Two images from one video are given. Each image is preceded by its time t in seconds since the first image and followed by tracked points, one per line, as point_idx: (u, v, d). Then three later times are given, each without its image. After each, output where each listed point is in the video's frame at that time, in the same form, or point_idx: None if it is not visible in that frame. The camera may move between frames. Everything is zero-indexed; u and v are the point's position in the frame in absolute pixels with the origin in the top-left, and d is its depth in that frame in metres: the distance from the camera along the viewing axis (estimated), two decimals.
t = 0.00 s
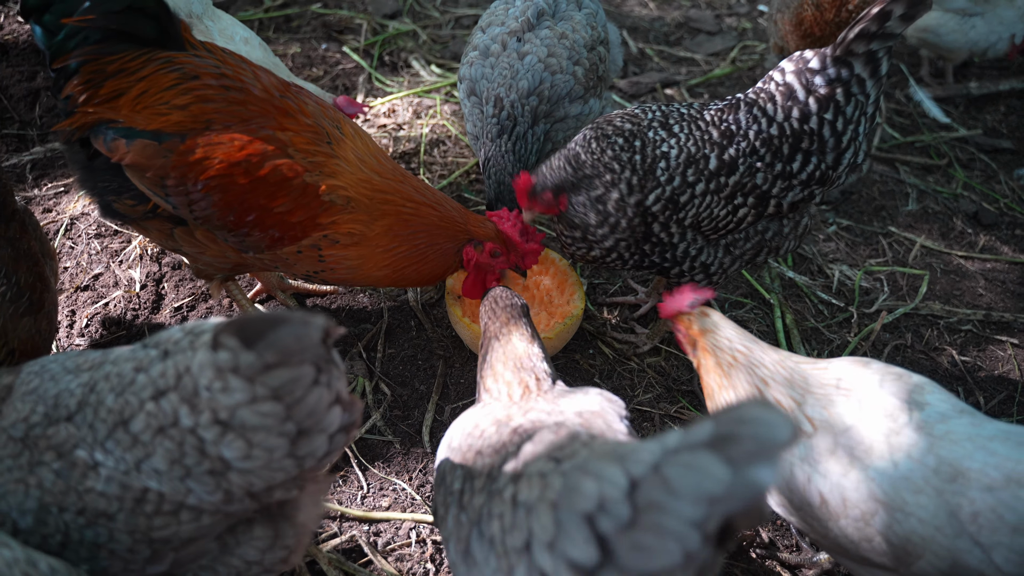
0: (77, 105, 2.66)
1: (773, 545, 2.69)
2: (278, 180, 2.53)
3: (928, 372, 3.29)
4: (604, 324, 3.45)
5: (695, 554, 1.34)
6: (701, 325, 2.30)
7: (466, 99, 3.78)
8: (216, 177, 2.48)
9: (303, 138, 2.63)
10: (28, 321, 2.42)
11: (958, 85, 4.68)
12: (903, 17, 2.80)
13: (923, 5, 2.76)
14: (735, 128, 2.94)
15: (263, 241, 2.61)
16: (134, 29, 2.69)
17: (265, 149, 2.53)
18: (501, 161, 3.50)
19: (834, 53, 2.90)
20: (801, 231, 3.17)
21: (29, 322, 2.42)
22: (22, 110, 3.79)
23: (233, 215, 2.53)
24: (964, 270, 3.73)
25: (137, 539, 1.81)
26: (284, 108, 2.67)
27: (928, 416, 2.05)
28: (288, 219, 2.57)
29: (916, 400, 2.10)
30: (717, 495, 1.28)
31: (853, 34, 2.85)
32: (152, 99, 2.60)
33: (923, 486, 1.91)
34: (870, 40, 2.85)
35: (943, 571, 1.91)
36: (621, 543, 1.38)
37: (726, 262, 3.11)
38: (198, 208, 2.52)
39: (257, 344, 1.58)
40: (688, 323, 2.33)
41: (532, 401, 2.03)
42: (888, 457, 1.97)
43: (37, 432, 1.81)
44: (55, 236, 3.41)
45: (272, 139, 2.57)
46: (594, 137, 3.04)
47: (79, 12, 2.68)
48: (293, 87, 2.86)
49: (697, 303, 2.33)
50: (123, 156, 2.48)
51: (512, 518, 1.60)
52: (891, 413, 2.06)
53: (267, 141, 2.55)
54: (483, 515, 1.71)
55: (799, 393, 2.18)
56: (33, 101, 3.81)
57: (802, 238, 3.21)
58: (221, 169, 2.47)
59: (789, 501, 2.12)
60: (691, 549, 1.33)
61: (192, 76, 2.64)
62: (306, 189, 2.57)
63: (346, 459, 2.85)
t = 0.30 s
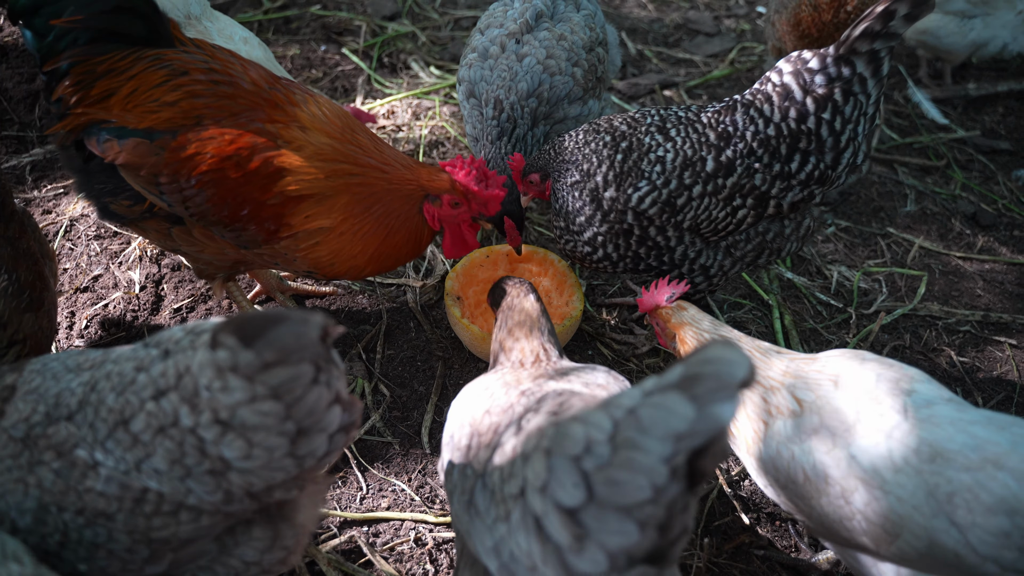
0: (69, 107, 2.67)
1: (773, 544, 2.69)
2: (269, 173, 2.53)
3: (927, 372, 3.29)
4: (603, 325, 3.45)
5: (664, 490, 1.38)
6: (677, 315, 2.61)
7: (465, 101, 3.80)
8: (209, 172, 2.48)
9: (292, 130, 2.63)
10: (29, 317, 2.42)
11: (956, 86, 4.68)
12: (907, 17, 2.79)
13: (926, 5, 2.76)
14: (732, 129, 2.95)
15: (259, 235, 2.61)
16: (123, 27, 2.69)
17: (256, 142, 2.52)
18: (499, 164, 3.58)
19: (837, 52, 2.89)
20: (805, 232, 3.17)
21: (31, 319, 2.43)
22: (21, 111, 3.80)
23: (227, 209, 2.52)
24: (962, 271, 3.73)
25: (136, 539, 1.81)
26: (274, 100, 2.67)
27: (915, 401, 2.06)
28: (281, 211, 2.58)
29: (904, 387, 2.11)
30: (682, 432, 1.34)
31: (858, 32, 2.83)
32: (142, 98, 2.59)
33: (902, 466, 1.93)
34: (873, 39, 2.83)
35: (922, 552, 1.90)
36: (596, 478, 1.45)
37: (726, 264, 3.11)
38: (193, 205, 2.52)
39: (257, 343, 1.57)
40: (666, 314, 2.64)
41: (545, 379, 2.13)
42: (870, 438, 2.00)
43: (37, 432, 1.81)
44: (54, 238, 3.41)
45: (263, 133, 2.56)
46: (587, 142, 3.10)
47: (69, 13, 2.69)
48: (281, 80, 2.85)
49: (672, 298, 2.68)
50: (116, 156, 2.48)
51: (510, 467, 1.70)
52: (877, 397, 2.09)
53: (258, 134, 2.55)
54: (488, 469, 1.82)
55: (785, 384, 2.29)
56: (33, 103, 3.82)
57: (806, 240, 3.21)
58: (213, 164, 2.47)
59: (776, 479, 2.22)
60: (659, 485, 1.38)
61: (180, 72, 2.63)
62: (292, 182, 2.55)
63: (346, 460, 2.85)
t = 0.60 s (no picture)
0: (61, 105, 2.68)
1: (772, 545, 2.69)
2: (258, 165, 2.52)
3: (926, 374, 3.29)
4: (602, 327, 3.45)
5: (642, 464, 1.39)
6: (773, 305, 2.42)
7: (465, 103, 3.86)
8: (198, 166, 2.48)
9: (280, 121, 2.62)
10: (29, 306, 2.42)
11: (955, 88, 4.69)
12: (906, 19, 2.79)
13: (925, 7, 2.75)
14: (727, 131, 2.95)
15: (252, 229, 2.60)
16: (111, 23, 2.68)
17: (244, 135, 2.51)
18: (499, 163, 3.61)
19: (837, 53, 2.89)
20: (805, 235, 3.18)
21: (31, 308, 2.43)
22: (21, 113, 3.80)
23: (218, 204, 2.52)
24: (961, 272, 3.73)
25: (129, 540, 1.81)
26: (263, 93, 2.67)
27: (921, 409, 2.07)
28: (273, 204, 2.57)
29: (912, 395, 2.12)
30: (662, 407, 1.34)
31: (857, 34, 2.84)
32: (132, 93, 2.59)
33: (906, 475, 1.94)
34: (873, 41, 2.84)
35: (923, 560, 1.92)
36: (577, 451, 1.45)
37: (728, 265, 3.09)
38: (184, 200, 2.52)
39: (246, 342, 1.58)
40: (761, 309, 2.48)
41: (548, 363, 2.15)
42: (874, 445, 2.01)
43: (30, 433, 1.82)
44: (53, 239, 3.41)
45: (252, 125, 2.55)
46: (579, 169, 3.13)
47: (57, 12, 2.66)
48: (271, 72, 2.84)
49: (783, 290, 2.49)
50: (109, 154, 2.49)
51: (503, 445, 1.74)
52: (883, 404, 2.09)
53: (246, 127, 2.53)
54: (485, 446, 1.85)
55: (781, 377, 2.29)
56: (32, 104, 3.83)
57: (807, 243, 3.21)
58: (202, 157, 2.47)
59: (778, 483, 2.21)
60: (638, 459, 1.38)
61: (169, 67, 2.62)
62: (278, 175, 2.55)
63: (344, 461, 2.85)
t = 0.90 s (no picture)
0: (54, 107, 2.69)
1: (770, 547, 2.68)
2: (249, 162, 2.51)
3: (925, 375, 3.29)
4: (600, 328, 3.45)
5: (623, 463, 1.38)
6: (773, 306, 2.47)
7: (463, 102, 3.82)
8: (190, 164, 2.47)
9: (271, 116, 2.61)
10: (25, 306, 2.42)
11: (954, 89, 4.69)
12: (902, 25, 2.79)
13: (922, 14, 2.76)
14: (720, 137, 2.96)
15: (246, 227, 2.59)
16: (101, 23, 2.68)
17: (235, 131, 2.50)
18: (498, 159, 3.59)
19: (833, 59, 2.90)
20: (800, 241, 3.16)
21: (28, 308, 2.43)
22: (19, 113, 3.80)
23: (210, 202, 2.52)
24: (959, 274, 3.73)
25: (124, 542, 1.80)
26: (254, 89, 2.66)
27: (928, 424, 2.06)
28: (265, 201, 2.56)
29: (918, 408, 2.11)
30: (639, 405, 1.32)
31: (853, 39, 2.84)
32: (123, 93, 2.59)
33: (908, 489, 1.93)
34: (869, 48, 2.86)
35: None
36: (561, 451, 1.45)
37: (721, 269, 3.09)
38: (177, 199, 2.52)
39: (236, 343, 1.56)
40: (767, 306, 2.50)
41: (544, 360, 2.14)
42: (877, 457, 2.00)
43: (25, 435, 1.81)
44: (51, 239, 3.41)
45: (243, 121, 2.54)
46: (572, 177, 3.20)
47: (45, 13, 2.65)
48: (263, 69, 2.84)
49: (786, 291, 2.50)
50: (102, 155, 2.49)
51: (497, 441, 1.75)
52: (888, 415, 2.08)
53: (237, 123, 2.52)
54: (479, 447, 1.84)
55: (778, 377, 2.30)
56: (30, 105, 3.83)
57: (803, 249, 3.19)
58: (193, 155, 2.46)
59: (779, 491, 2.20)
60: (618, 457, 1.38)
61: (160, 65, 2.62)
62: (272, 170, 2.53)
63: (342, 463, 2.84)
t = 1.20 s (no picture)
0: (49, 110, 2.69)
1: (769, 547, 2.69)
2: (244, 160, 2.51)
3: (923, 376, 3.30)
4: (599, 329, 3.45)
5: (615, 450, 1.39)
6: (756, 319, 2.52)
7: (462, 112, 3.80)
8: (185, 164, 2.47)
9: (265, 114, 2.62)
10: (25, 314, 2.42)
11: (953, 90, 4.69)
12: (896, 29, 2.74)
13: (916, 19, 2.71)
14: (714, 140, 2.97)
15: (243, 225, 2.59)
16: (95, 25, 2.68)
17: (229, 130, 2.51)
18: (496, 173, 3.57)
19: (827, 63, 2.86)
20: (794, 244, 3.16)
21: (27, 316, 2.43)
22: (19, 114, 3.81)
23: (207, 202, 2.52)
24: (958, 275, 3.74)
25: (117, 543, 1.81)
26: (247, 87, 2.66)
27: (927, 424, 2.06)
28: (261, 198, 2.55)
29: (917, 408, 2.11)
30: (629, 392, 1.33)
31: (846, 44, 2.81)
32: (118, 94, 2.59)
33: (905, 489, 1.93)
34: (862, 51, 2.81)
35: None
36: (555, 439, 1.46)
37: (715, 271, 3.10)
38: (173, 199, 2.52)
39: (224, 343, 1.56)
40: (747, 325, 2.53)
41: (545, 357, 2.14)
42: (875, 457, 2.00)
43: (17, 437, 1.82)
44: (50, 240, 3.41)
45: (237, 120, 2.54)
46: (568, 178, 3.20)
47: (39, 14, 2.63)
48: (256, 67, 2.84)
49: (754, 308, 2.58)
50: (98, 157, 2.49)
51: (495, 437, 1.75)
52: (887, 415, 2.09)
53: (231, 121, 2.53)
54: (479, 442, 1.85)
55: (776, 378, 2.32)
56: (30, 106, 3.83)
57: (797, 253, 3.19)
58: (188, 155, 2.46)
59: (779, 491, 2.20)
60: (609, 443, 1.38)
61: (153, 65, 2.62)
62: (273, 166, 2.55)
63: (341, 464, 2.84)
